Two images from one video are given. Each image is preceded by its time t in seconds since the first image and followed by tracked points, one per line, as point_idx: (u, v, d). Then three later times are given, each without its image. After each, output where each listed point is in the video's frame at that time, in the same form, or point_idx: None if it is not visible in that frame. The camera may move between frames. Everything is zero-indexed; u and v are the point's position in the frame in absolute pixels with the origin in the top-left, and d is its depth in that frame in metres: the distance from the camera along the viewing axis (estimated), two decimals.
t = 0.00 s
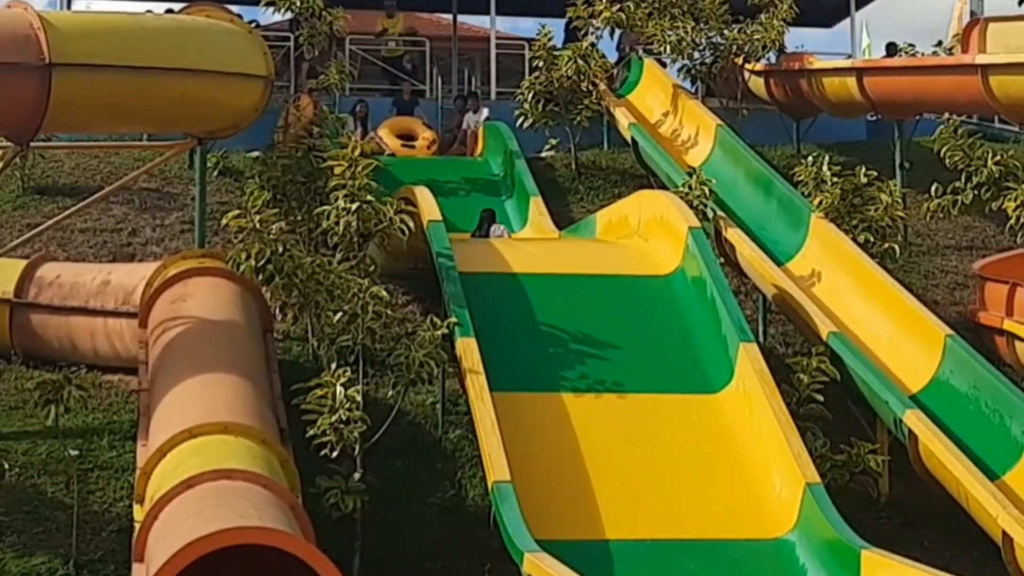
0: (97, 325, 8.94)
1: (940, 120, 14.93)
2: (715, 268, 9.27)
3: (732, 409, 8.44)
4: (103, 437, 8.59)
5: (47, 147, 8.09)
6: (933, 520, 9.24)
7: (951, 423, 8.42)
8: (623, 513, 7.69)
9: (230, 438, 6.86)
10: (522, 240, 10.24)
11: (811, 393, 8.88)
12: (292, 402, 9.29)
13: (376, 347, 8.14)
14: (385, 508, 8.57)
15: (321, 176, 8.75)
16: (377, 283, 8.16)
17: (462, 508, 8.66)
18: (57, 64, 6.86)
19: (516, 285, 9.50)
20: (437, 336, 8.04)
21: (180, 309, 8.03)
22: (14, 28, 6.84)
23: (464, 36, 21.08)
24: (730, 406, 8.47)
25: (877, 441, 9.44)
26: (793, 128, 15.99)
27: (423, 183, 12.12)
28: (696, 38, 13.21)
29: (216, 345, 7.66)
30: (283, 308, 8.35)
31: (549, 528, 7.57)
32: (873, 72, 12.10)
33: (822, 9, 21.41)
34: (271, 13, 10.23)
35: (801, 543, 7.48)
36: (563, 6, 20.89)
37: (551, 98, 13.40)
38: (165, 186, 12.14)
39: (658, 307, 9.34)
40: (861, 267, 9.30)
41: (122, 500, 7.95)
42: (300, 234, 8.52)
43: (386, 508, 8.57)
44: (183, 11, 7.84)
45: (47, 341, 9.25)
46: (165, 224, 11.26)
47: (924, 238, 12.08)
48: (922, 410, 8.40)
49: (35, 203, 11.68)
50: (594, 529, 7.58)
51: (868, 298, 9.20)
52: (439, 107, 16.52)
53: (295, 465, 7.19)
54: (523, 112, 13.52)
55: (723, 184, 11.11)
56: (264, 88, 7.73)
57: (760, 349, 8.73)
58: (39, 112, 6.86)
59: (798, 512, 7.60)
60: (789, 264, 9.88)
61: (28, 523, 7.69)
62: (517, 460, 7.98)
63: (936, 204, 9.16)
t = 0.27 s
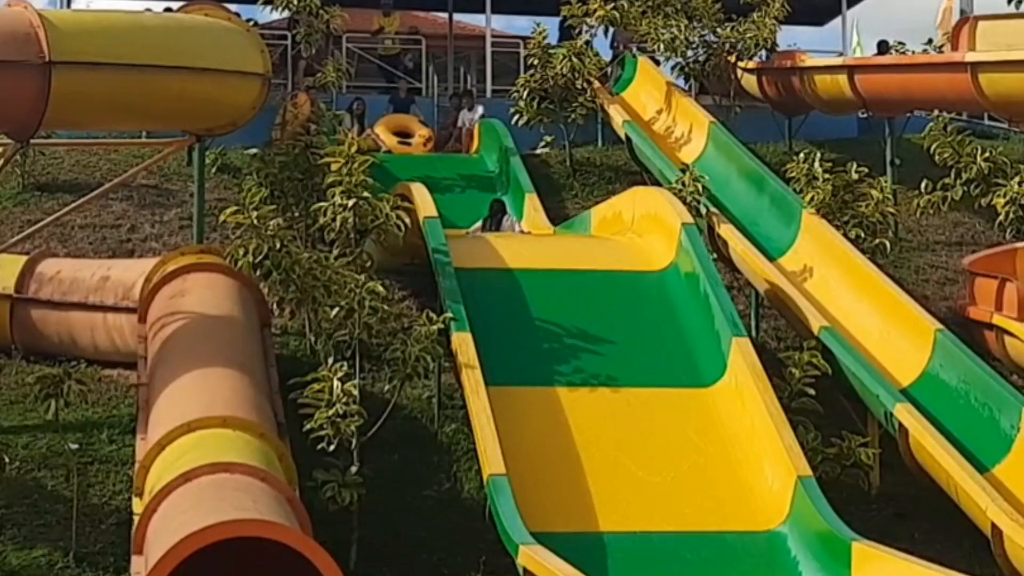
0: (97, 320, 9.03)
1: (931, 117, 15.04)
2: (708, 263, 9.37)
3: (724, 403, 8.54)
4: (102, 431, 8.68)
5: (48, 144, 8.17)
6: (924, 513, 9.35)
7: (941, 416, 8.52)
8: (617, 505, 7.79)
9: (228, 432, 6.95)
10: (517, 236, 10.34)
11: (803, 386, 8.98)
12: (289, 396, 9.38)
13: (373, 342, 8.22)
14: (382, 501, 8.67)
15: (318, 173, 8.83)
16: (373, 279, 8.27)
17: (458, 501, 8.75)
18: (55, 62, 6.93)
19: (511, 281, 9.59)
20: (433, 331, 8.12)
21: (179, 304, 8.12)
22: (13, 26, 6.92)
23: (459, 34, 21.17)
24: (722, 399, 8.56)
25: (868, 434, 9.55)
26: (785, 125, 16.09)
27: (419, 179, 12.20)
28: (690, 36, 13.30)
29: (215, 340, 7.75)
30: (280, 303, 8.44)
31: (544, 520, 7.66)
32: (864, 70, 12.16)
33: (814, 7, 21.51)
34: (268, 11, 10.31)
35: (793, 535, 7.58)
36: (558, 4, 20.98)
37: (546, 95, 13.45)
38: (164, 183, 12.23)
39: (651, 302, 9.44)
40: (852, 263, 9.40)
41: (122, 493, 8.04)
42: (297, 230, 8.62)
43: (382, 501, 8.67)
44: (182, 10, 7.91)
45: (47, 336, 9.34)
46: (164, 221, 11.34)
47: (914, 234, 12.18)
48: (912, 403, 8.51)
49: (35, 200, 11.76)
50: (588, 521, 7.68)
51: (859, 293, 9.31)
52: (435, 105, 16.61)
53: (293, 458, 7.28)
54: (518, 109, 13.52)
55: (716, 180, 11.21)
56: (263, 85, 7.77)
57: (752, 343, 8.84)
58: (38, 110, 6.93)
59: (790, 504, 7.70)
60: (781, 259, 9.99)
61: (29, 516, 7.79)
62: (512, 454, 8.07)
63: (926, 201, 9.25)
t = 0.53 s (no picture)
0: (93, 316, 9.09)
1: (918, 115, 15.15)
2: (699, 261, 9.45)
3: (714, 398, 8.63)
4: (98, 426, 8.75)
5: (45, 143, 8.23)
6: (912, 507, 9.45)
7: (929, 411, 8.62)
8: (609, 500, 7.88)
9: (223, 428, 7.02)
10: (509, 234, 10.41)
11: (792, 382, 9.08)
12: (284, 391, 9.46)
13: (366, 338, 8.29)
14: (375, 495, 8.75)
15: (312, 171, 8.95)
16: (366, 276, 8.34)
17: (451, 495, 8.84)
18: (52, 61, 6.99)
19: (504, 277, 9.67)
20: (426, 328, 8.19)
21: (174, 301, 8.19)
22: (10, 26, 6.96)
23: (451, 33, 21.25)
24: (712, 395, 8.65)
25: (857, 429, 9.64)
26: (775, 123, 16.19)
27: (413, 177, 12.28)
28: (681, 35, 13.43)
29: (210, 336, 7.82)
30: (275, 299, 8.51)
31: (537, 515, 7.74)
32: (852, 69, 12.26)
33: (803, 7, 21.62)
34: (263, 10, 10.37)
35: (782, 530, 7.67)
36: (550, 4, 21.07)
37: (538, 94, 13.49)
38: (159, 181, 12.29)
39: (642, 299, 9.52)
40: (841, 260, 9.51)
41: (118, 488, 8.11)
42: (291, 228, 8.69)
43: (376, 495, 8.74)
44: (177, 9, 7.98)
45: (44, 332, 9.41)
46: (159, 218, 11.40)
47: (902, 231, 12.28)
48: (900, 399, 8.61)
49: (31, 197, 11.82)
50: (580, 515, 7.76)
51: (848, 290, 9.41)
52: (429, 103, 16.68)
53: (287, 454, 7.35)
54: (510, 108, 13.57)
55: (706, 178, 11.30)
56: (258, 84, 7.83)
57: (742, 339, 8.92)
58: (35, 108, 6.98)
59: (779, 499, 7.79)
60: (771, 256, 10.08)
61: (25, 510, 7.86)
62: (505, 449, 8.16)
63: (914, 199, 9.35)
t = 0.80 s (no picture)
0: (88, 311, 9.17)
1: (905, 112, 15.25)
2: (688, 257, 9.54)
3: (703, 393, 8.72)
4: (93, 420, 8.82)
5: (41, 140, 8.30)
6: (898, 501, 9.55)
7: (915, 406, 8.72)
8: (598, 494, 7.97)
9: (217, 422, 7.09)
10: (501, 229, 10.49)
11: (780, 377, 9.17)
12: (277, 385, 9.54)
13: (359, 333, 8.37)
14: (367, 489, 8.83)
15: (305, 168, 9.02)
16: (359, 271, 8.39)
17: (442, 489, 8.92)
18: (47, 58, 7.06)
19: (495, 273, 9.75)
20: (417, 323, 8.27)
21: (169, 296, 8.26)
22: (7, 24, 7.04)
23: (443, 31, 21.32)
24: (701, 390, 8.75)
25: (844, 423, 9.74)
26: (763, 120, 16.28)
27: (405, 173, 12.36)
28: (670, 33, 13.58)
29: (204, 331, 7.89)
30: (268, 295, 8.59)
31: (527, 508, 7.83)
32: (840, 67, 12.35)
33: (791, 6, 21.73)
34: (257, 9, 10.44)
35: (769, 523, 7.76)
36: (541, 3, 21.16)
37: (529, 92, 13.55)
38: (154, 177, 12.36)
39: (632, 294, 9.61)
40: (829, 256, 9.61)
41: (112, 482, 8.19)
42: (284, 224, 8.76)
43: (368, 489, 8.83)
44: (172, 8, 8.05)
45: (39, 328, 9.48)
46: (154, 214, 11.47)
47: (889, 227, 12.38)
48: (887, 393, 8.71)
49: (27, 193, 11.88)
50: (570, 509, 7.85)
51: (836, 285, 9.51)
52: (421, 100, 16.76)
53: (280, 448, 7.43)
54: (501, 106, 13.64)
55: (696, 175, 11.39)
56: (251, 81, 7.91)
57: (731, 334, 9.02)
58: (30, 105, 7.06)
59: (767, 493, 7.88)
60: (759, 252, 10.17)
61: (21, 504, 7.94)
62: (496, 443, 8.24)
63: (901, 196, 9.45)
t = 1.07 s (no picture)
0: (84, 306, 9.26)
1: (892, 111, 15.38)
2: (677, 254, 9.65)
3: (692, 389, 8.83)
4: (89, 414, 8.92)
5: (38, 137, 8.38)
6: (885, 495, 9.66)
7: (902, 401, 8.84)
8: (588, 489, 8.07)
9: (211, 416, 7.19)
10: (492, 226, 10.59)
11: (768, 372, 9.28)
12: (271, 380, 9.63)
13: (352, 328, 8.47)
14: (360, 483, 8.93)
15: (299, 165, 9.11)
16: (352, 268, 8.50)
17: (434, 483, 9.02)
18: (46, 57, 7.15)
19: (486, 270, 9.85)
20: (410, 319, 8.35)
21: (164, 292, 8.35)
22: (6, 23, 7.12)
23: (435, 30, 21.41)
24: (691, 385, 8.85)
25: (831, 418, 9.85)
26: (752, 119, 16.40)
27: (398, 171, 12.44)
28: (660, 32, 13.73)
29: (199, 327, 7.98)
30: (262, 291, 8.68)
31: (518, 502, 7.93)
32: (827, 66, 12.46)
33: (779, 6, 21.87)
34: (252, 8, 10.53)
35: (757, 517, 7.87)
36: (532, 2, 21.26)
37: (520, 90, 13.75)
38: (149, 175, 12.44)
39: (622, 291, 9.71)
40: (817, 253, 9.72)
41: (108, 476, 8.28)
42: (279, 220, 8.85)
43: (360, 483, 8.92)
44: (168, 7, 8.14)
45: (36, 323, 9.56)
46: (150, 211, 11.56)
47: (876, 225, 12.49)
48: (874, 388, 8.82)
49: (24, 190, 11.96)
50: (560, 502, 7.95)
51: (824, 282, 9.62)
52: (413, 99, 16.86)
53: (274, 442, 7.52)
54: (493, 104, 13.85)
55: (685, 172, 11.49)
56: (246, 80, 8.03)
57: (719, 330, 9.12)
58: (28, 103, 7.15)
59: (755, 487, 7.99)
60: (748, 249, 10.28)
61: (17, 497, 8.03)
62: (488, 438, 8.34)
63: (888, 193, 9.58)
